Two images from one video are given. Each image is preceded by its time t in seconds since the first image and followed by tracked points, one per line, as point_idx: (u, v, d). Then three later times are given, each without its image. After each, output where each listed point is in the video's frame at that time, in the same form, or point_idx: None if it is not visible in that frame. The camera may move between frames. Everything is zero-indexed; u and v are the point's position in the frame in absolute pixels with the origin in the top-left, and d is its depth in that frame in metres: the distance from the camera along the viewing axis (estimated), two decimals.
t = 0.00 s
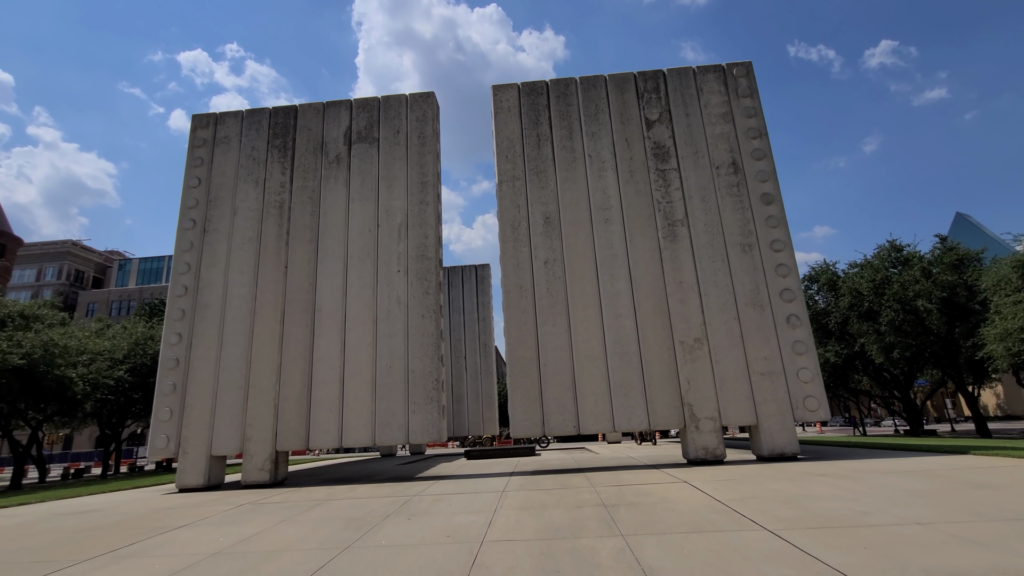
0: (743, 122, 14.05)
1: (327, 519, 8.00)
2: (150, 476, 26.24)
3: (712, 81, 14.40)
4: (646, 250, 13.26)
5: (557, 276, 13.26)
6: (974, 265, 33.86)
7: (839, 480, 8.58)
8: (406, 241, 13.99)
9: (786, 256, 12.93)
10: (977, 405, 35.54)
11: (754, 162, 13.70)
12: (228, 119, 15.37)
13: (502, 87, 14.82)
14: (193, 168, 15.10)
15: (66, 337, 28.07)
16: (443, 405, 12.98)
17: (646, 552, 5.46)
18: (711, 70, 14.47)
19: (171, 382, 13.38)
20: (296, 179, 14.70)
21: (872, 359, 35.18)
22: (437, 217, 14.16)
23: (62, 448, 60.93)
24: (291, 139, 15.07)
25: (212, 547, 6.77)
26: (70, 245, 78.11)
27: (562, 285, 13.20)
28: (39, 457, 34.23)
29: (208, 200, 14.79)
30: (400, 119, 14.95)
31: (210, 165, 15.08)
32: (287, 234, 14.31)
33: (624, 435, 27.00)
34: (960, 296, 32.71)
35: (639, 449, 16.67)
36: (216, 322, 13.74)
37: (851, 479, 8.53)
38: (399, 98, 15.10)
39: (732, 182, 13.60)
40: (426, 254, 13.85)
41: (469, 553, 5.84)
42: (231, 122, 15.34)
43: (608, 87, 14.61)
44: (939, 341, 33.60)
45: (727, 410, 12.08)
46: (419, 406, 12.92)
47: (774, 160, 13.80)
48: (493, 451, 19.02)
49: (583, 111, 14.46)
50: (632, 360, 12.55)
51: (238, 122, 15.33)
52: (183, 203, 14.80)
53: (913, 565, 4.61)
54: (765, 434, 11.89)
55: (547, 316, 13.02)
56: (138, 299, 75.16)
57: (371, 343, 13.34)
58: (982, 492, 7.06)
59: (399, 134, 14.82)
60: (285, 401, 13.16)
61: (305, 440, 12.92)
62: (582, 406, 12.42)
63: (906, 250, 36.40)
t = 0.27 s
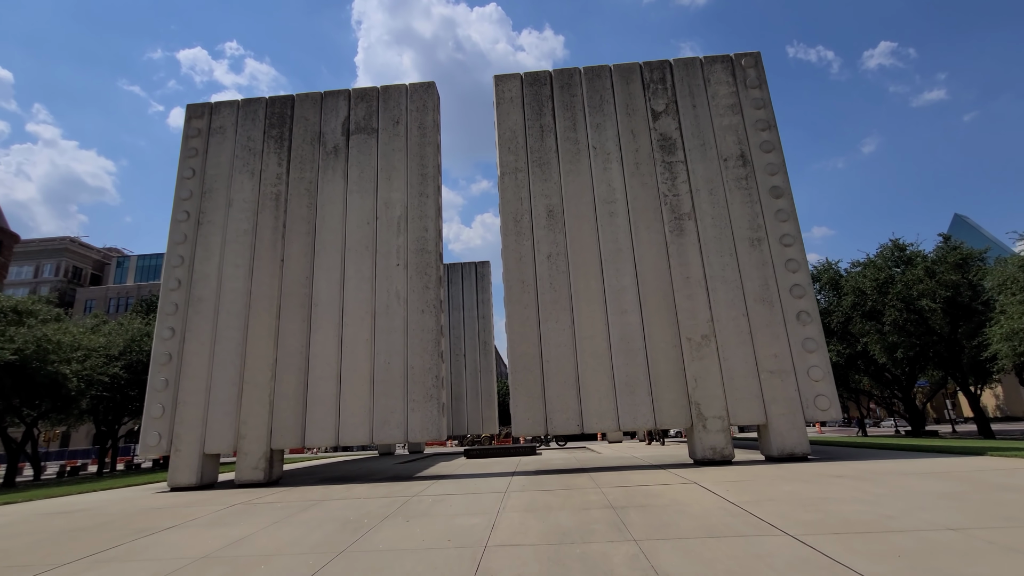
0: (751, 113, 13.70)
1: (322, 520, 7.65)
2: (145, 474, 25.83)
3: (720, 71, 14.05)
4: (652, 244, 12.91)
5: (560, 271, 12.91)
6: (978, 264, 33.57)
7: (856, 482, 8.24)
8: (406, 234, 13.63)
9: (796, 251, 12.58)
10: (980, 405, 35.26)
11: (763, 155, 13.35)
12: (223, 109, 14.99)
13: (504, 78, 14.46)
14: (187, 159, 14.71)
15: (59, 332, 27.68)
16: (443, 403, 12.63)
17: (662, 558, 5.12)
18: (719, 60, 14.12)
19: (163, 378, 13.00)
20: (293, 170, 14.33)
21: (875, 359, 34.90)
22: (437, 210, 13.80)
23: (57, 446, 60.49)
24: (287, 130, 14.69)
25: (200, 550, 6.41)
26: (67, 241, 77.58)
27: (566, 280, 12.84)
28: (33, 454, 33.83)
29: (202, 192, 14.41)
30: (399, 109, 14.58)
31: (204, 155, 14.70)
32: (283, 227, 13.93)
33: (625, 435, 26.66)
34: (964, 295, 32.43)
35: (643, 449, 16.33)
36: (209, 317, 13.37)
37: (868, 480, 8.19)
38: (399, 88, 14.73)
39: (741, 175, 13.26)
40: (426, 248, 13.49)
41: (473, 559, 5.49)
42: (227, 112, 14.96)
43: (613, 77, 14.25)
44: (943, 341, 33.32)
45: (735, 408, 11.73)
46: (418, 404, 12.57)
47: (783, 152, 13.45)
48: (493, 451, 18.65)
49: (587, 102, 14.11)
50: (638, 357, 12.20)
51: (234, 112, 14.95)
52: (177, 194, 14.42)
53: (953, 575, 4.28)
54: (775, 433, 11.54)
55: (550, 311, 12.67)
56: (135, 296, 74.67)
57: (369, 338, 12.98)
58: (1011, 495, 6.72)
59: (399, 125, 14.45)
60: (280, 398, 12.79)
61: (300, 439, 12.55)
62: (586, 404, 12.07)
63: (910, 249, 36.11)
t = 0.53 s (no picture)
0: (763, 108, 13.31)
1: (313, 526, 7.26)
2: (138, 471, 25.45)
3: (731, 64, 13.66)
4: (659, 241, 12.52)
5: (564, 267, 12.52)
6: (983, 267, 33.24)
7: (874, 490, 7.87)
8: (406, 229, 13.23)
9: (808, 250, 12.19)
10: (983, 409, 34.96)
11: (774, 150, 12.96)
12: (219, 97, 14.57)
13: (509, 68, 14.06)
14: (181, 148, 14.29)
15: (53, 326, 27.27)
16: (442, 402, 12.23)
17: None
18: (730, 53, 13.72)
19: (153, 374, 12.59)
20: (290, 161, 13.92)
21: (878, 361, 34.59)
22: (438, 204, 13.40)
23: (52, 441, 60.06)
24: (285, 120, 14.28)
25: (182, 558, 6.02)
26: (65, 235, 77.04)
27: (570, 277, 12.45)
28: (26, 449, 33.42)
29: (196, 183, 13.99)
30: (400, 100, 14.17)
31: (199, 145, 14.28)
32: (279, 220, 13.52)
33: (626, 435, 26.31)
34: (969, 298, 32.10)
35: (646, 451, 15.96)
36: (202, 312, 12.96)
37: (888, 489, 7.81)
38: (400, 78, 14.31)
39: (751, 171, 12.87)
40: (426, 243, 13.09)
41: (473, 572, 5.11)
42: (222, 101, 14.54)
43: (621, 69, 13.85)
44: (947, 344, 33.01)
45: (744, 411, 11.35)
46: (416, 403, 12.17)
47: (795, 148, 13.06)
48: (493, 452, 18.26)
49: (594, 94, 13.70)
50: (644, 357, 11.82)
51: (230, 101, 14.52)
52: (170, 185, 14.00)
53: None
54: (785, 437, 11.16)
55: (554, 309, 12.28)
56: (132, 291, 74.19)
57: (366, 335, 12.58)
58: None
59: (399, 116, 14.04)
60: (274, 396, 12.39)
61: (294, 438, 12.15)
62: (590, 405, 11.69)
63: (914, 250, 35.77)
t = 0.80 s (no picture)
0: (777, 102, 12.95)
1: (305, 524, 6.91)
2: (131, 462, 25.11)
3: (745, 57, 13.30)
4: (668, 237, 12.18)
5: (570, 262, 12.18)
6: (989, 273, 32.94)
7: (892, 498, 7.53)
8: (407, 219, 12.87)
9: (822, 249, 11.84)
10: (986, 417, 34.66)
11: (788, 146, 12.60)
12: (218, 81, 14.19)
13: (517, 57, 13.69)
14: (179, 132, 13.91)
15: (48, 314, 26.91)
16: (442, 398, 11.89)
17: None
18: (744, 46, 13.36)
19: (145, 363, 12.22)
20: (290, 148, 13.55)
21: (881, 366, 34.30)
22: (441, 194, 13.04)
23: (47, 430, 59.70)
24: (285, 105, 13.91)
25: (164, 555, 5.67)
26: (64, 223, 76.56)
27: (576, 272, 12.11)
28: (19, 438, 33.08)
29: (193, 168, 13.62)
30: (404, 87, 13.80)
31: (197, 130, 13.91)
32: (278, 207, 13.16)
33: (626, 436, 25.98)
34: (974, 304, 31.80)
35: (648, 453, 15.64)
36: (196, 300, 12.59)
37: (907, 497, 7.48)
38: (405, 64, 13.94)
39: (764, 167, 12.52)
40: (428, 234, 12.73)
41: None
42: (222, 84, 14.16)
43: (632, 60, 13.48)
44: (951, 350, 32.71)
45: (753, 413, 11.01)
46: (415, 398, 11.83)
47: (810, 144, 12.70)
48: (491, 450, 17.92)
49: (604, 85, 13.34)
50: (651, 355, 11.47)
51: (229, 84, 14.14)
52: (166, 169, 13.63)
53: None
54: (795, 441, 10.82)
55: (558, 304, 11.94)
56: (130, 281, 73.76)
57: (364, 327, 12.23)
58: None
59: (403, 103, 13.67)
60: (268, 388, 12.03)
61: (288, 432, 11.79)
62: (594, 404, 11.36)
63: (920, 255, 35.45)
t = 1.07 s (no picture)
0: (791, 102, 12.63)
1: (294, 524, 6.57)
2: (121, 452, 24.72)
3: (760, 55, 12.98)
4: (677, 237, 11.85)
5: (575, 259, 11.85)
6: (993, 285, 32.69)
7: (909, 513, 7.20)
8: (409, 210, 12.53)
9: (834, 253, 11.52)
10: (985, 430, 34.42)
11: (802, 146, 12.28)
12: (219, 63, 13.82)
13: (525, 48, 13.35)
14: (177, 115, 13.54)
15: (41, 299, 26.50)
16: (439, 395, 11.54)
17: None
18: (759, 43, 13.04)
19: (134, 351, 11.84)
20: (291, 134, 13.20)
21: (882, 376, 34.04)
22: (445, 186, 12.70)
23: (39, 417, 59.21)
24: (287, 90, 13.55)
25: (142, 554, 5.32)
26: (62, 209, 76.04)
27: (581, 269, 11.78)
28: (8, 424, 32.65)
29: (191, 152, 13.25)
30: (410, 76, 13.46)
31: (196, 113, 13.54)
32: (276, 195, 12.80)
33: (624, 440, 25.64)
34: (978, 316, 31.55)
35: (648, 457, 15.31)
36: (189, 287, 12.23)
37: (924, 512, 7.15)
38: (411, 52, 13.59)
39: (777, 167, 12.19)
40: (430, 226, 12.38)
41: None
42: (223, 67, 13.79)
43: (644, 54, 13.15)
44: (953, 362, 32.46)
45: (760, 420, 10.68)
46: (412, 395, 11.48)
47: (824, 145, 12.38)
48: (488, 450, 17.57)
49: (614, 79, 13.01)
50: (656, 357, 11.15)
51: (230, 68, 13.78)
52: (163, 153, 13.27)
53: None
54: (802, 450, 10.49)
55: (562, 302, 11.61)
56: (127, 269, 73.27)
57: (361, 320, 11.88)
58: None
59: (408, 92, 13.32)
60: (261, 380, 11.67)
61: (280, 426, 11.44)
62: (596, 406, 11.02)
63: (923, 265, 35.21)
